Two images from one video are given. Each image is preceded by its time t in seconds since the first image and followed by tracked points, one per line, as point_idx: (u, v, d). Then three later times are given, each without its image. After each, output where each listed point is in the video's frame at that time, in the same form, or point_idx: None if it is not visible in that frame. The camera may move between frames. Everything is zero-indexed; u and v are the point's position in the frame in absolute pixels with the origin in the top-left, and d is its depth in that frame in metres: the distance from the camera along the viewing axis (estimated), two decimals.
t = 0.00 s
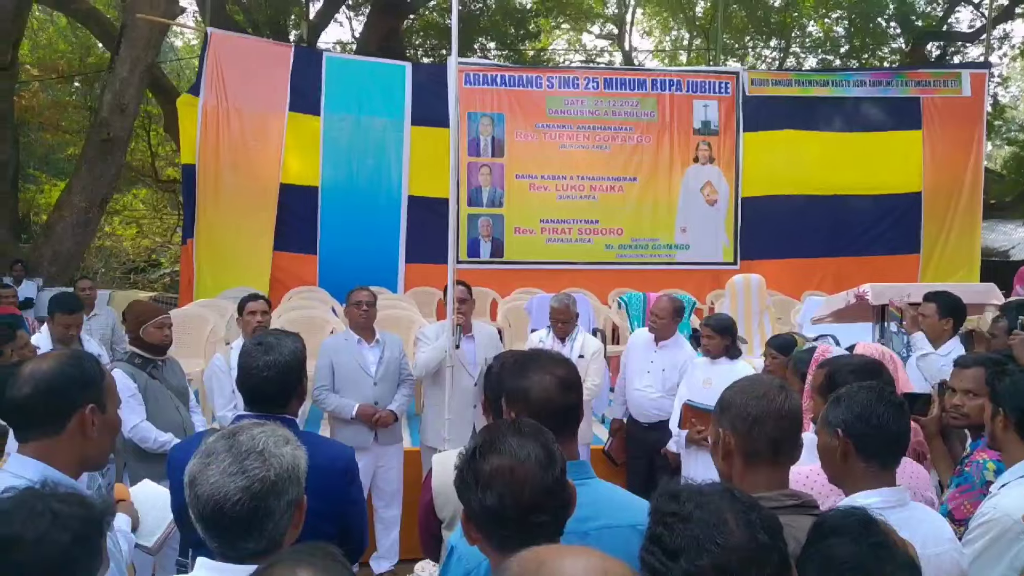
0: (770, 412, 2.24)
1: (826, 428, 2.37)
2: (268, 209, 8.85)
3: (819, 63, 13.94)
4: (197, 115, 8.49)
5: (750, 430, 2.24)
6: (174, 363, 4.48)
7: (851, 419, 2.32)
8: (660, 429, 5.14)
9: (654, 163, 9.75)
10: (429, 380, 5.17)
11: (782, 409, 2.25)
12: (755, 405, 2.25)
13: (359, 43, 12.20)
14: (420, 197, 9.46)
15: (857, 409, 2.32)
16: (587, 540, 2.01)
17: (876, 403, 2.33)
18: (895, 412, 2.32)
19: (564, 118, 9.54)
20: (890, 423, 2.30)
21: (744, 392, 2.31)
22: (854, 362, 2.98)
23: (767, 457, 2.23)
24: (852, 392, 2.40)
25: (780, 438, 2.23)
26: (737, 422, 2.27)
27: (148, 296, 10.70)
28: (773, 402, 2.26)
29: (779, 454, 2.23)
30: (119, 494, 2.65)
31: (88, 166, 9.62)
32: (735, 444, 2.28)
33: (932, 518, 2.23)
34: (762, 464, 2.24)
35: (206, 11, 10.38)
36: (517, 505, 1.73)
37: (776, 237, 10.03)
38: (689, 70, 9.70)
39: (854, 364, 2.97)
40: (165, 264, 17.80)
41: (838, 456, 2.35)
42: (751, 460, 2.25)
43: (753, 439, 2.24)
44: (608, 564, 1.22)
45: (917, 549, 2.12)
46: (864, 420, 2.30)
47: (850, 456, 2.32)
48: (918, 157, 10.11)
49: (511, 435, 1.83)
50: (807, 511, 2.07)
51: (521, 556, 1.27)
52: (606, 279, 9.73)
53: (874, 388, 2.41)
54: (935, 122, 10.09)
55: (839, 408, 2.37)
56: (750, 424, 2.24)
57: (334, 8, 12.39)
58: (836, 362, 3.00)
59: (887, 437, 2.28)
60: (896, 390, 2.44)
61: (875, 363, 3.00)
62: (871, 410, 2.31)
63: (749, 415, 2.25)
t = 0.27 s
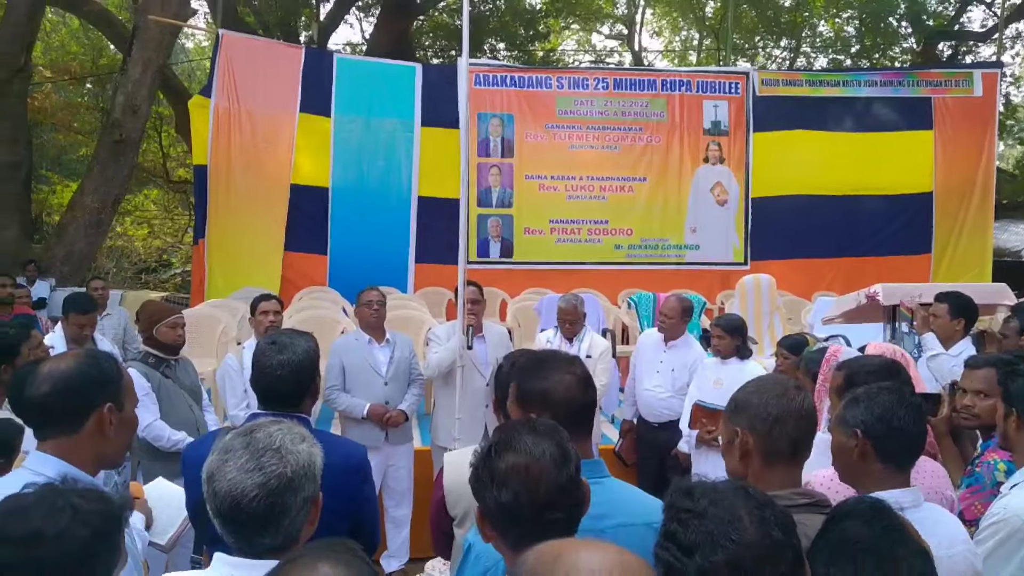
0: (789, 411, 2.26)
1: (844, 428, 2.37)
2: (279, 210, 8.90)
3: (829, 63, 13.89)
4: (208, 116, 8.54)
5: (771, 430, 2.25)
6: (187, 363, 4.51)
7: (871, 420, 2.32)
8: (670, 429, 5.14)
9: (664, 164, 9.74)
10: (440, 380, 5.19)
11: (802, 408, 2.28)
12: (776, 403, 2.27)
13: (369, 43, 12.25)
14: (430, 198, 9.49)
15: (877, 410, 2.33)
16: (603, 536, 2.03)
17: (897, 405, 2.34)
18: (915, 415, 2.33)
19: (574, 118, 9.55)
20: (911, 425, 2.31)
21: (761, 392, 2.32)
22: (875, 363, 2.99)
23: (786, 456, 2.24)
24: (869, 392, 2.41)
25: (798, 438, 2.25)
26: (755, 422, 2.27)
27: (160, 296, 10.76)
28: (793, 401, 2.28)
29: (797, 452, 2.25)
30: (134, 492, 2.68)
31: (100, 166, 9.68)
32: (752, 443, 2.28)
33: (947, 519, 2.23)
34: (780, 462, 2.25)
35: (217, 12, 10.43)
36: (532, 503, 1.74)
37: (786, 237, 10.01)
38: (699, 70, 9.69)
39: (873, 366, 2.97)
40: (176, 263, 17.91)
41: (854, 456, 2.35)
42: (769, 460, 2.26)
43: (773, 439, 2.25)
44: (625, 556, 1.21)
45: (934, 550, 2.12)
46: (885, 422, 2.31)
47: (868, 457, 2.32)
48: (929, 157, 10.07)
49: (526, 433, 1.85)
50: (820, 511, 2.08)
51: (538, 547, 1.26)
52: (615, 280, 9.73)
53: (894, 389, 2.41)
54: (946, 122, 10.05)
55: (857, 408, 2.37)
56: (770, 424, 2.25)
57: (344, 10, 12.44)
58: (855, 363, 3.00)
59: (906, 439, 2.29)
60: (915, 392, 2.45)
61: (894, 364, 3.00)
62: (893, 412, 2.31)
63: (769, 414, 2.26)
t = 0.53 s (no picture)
0: (812, 410, 2.31)
1: (855, 423, 2.37)
2: (288, 207, 8.94)
3: (838, 59, 13.83)
4: (216, 114, 8.57)
5: (796, 427, 2.29)
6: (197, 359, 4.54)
7: (883, 415, 2.33)
8: (678, 425, 5.15)
9: (671, 160, 9.73)
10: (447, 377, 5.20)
11: (821, 405, 2.35)
12: (800, 401, 2.32)
13: (376, 40, 12.26)
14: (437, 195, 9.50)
15: (888, 406, 2.33)
16: (614, 527, 2.05)
17: (908, 401, 2.34)
18: (926, 411, 2.33)
19: (581, 115, 9.55)
20: (923, 421, 2.31)
21: (781, 390, 2.35)
22: (889, 360, 2.98)
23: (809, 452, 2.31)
24: (880, 387, 2.41)
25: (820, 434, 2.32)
26: (779, 418, 2.30)
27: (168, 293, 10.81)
28: (814, 398, 2.35)
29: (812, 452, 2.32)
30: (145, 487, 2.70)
31: (109, 164, 9.72)
32: (774, 442, 2.29)
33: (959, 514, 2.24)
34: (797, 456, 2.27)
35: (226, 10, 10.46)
36: (540, 498, 1.76)
37: (794, 234, 9.98)
38: (706, 66, 9.68)
39: (888, 362, 2.97)
40: (184, 261, 17.97)
41: (865, 451, 2.35)
42: (791, 454, 2.29)
43: (795, 435, 2.29)
44: (635, 546, 1.20)
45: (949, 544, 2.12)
46: (897, 418, 2.31)
47: (879, 452, 2.33)
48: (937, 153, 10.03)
49: (533, 428, 1.86)
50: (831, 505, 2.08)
51: (550, 536, 1.24)
52: (622, 276, 9.73)
53: (905, 384, 2.40)
54: (955, 118, 10.01)
55: (869, 403, 2.37)
56: (796, 420, 2.29)
57: (351, 7, 12.45)
58: (869, 360, 3.01)
59: (918, 436, 2.30)
60: (926, 389, 2.45)
61: (909, 361, 3.00)
62: (904, 407, 2.32)
63: (794, 414, 2.30)
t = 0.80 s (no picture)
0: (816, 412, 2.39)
1: (856, 424, 2.43)
2: (292, 209, 9.01)
3: (839, 62, 13.88)
4: (221, 117, 8.65)
5: (805, 427, 2.37)
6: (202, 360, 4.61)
7: (883, 416, 2.39)
8: (678, 426, 5.21)
9: (673, 163, 9.79)
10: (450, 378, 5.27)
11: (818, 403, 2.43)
12: (803, 402, 2.40)
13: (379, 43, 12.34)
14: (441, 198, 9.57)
15: (888, 406, 2.39)
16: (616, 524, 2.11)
17: (907, 402, 2.40)
18: (926, 411, 2.39)
19: (583, 118, 9.61)
20: (922, 421, 2.37)
21: (783, 392, 2.42)
22: (890, 362, 3.04)
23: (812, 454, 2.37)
24: (882, 388, 2.47)
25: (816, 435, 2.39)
26: (784, 419, 2.37)
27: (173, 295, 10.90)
28: (814, 398, 2.44)
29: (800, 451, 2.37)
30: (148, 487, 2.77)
31: (114, 167, 9.81)
32: (779, 444, 2.36)
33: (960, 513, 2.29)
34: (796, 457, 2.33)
35: (230, 14, 10.54)
36: (539, 497, 1.82)
37: (796, 236, 10.03)
38: (707, 70, 9.74)
39: (888, 364, 3.03)
40: (189, 262, 18.09)
41: (866, 453, 2.41)
42: (795, 454, 2.37)
43: (800, 436, 2.37)
44: (635, 542, 1.25)
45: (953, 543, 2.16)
46: (897, 418, 2.37)
47: (880, 453, 2.39)
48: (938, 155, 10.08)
49: (532, 429, 1.92)
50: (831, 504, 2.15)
51: (554, 533, 1.30)
52: (624, 278, 9.79)
53: (905, 385, 2.47)
54: (955, 120, 10.04)
55: (870, 404, 2.44)
56: (801, 421, 2.37)
57: (354, 11, 12.54)
58: (869, 362, 3.06)
59: (917, 437, 2.36)
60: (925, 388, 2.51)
61: (908, 363, 3.06)
62: (904, 408, 2.38)
63: (800, 415, 2.37)
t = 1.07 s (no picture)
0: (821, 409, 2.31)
1: (862, 422, 2.34)
2: (292, 206, 8.93)
3: (843, 59, 13.74)
4: (221, 114, 8.56)
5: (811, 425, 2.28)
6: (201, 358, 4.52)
7: (891, 414, 2.30)
8: (683, 425, 5.12)
9: (676, 159, 9.70)
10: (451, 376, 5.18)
11: (823, 404, 2.33)
12: (807, 400, 2.31)
13: (380, 39, 12.24)
14: (442, 195, 9.48)
15: (897, 404, 2.30)
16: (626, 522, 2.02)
17: (916, 400, 2.31)
18: (934, 409, 2.31)
19: (585, 114, 9.52)
20: (931, 420, 2.29)
21: (789, 388, 2.32)
22: (894, 360, 2.96)
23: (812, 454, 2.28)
24: (889, 385, 2.38)
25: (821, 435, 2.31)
26: (793, 417, 2.28)
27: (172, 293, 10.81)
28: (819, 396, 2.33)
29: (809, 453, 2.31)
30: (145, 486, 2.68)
31: (113, 163, 9.71)
32: (785, 441, 2.28)
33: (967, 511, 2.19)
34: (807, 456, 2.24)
35: (230, 9, 10.44)
36: (542, 494, 1.73)
37: (800, 234, 9.94)
38: (711, 66, 9.65)
39: (892, 364, 2.95)
40: (187, 260, 17.99)
41: (873, 451, 2.32)
42: (807, 455, 2.29)
43: (808, 433, 2.29)
44: (646, 537, 1.16)
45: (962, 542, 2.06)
46: (905, 416, 2.29)
47: (887, 450, 2.30)
48: (943, 152, 9.98)
49: (535, 424, 1.83)
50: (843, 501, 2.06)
51: (562, 528, 1.21)
52: (627, 276, 9.69)
53: (913, 383, 2.38)
54: (961, 117, 9.95)
55: (877, 401, 2.34)
56: (808, 419, 2.28)
57: (355, 7, 12.43)
58: (874, 361, 2.96)
59: (926, 435, 2.28)
60: (932, 386, 2.43)
61: (913, 362, 2.97)
62: (912, 406, 2.29)
63: (807, 413, 2.29)
